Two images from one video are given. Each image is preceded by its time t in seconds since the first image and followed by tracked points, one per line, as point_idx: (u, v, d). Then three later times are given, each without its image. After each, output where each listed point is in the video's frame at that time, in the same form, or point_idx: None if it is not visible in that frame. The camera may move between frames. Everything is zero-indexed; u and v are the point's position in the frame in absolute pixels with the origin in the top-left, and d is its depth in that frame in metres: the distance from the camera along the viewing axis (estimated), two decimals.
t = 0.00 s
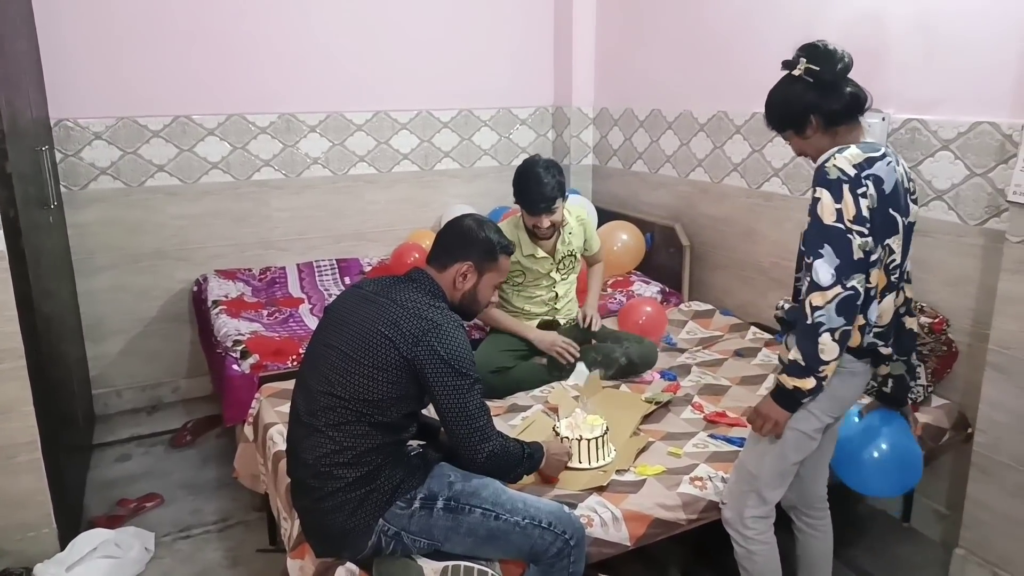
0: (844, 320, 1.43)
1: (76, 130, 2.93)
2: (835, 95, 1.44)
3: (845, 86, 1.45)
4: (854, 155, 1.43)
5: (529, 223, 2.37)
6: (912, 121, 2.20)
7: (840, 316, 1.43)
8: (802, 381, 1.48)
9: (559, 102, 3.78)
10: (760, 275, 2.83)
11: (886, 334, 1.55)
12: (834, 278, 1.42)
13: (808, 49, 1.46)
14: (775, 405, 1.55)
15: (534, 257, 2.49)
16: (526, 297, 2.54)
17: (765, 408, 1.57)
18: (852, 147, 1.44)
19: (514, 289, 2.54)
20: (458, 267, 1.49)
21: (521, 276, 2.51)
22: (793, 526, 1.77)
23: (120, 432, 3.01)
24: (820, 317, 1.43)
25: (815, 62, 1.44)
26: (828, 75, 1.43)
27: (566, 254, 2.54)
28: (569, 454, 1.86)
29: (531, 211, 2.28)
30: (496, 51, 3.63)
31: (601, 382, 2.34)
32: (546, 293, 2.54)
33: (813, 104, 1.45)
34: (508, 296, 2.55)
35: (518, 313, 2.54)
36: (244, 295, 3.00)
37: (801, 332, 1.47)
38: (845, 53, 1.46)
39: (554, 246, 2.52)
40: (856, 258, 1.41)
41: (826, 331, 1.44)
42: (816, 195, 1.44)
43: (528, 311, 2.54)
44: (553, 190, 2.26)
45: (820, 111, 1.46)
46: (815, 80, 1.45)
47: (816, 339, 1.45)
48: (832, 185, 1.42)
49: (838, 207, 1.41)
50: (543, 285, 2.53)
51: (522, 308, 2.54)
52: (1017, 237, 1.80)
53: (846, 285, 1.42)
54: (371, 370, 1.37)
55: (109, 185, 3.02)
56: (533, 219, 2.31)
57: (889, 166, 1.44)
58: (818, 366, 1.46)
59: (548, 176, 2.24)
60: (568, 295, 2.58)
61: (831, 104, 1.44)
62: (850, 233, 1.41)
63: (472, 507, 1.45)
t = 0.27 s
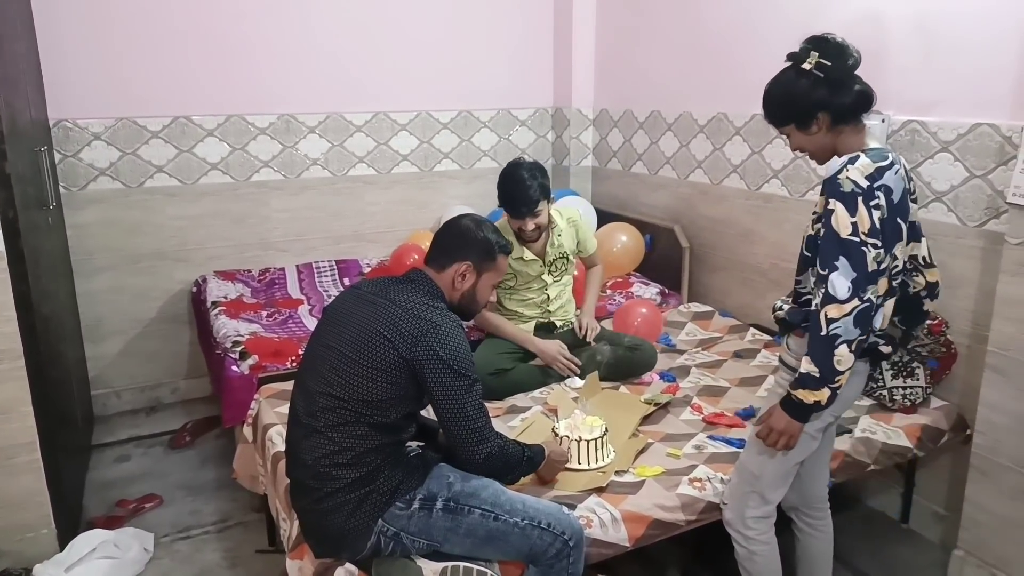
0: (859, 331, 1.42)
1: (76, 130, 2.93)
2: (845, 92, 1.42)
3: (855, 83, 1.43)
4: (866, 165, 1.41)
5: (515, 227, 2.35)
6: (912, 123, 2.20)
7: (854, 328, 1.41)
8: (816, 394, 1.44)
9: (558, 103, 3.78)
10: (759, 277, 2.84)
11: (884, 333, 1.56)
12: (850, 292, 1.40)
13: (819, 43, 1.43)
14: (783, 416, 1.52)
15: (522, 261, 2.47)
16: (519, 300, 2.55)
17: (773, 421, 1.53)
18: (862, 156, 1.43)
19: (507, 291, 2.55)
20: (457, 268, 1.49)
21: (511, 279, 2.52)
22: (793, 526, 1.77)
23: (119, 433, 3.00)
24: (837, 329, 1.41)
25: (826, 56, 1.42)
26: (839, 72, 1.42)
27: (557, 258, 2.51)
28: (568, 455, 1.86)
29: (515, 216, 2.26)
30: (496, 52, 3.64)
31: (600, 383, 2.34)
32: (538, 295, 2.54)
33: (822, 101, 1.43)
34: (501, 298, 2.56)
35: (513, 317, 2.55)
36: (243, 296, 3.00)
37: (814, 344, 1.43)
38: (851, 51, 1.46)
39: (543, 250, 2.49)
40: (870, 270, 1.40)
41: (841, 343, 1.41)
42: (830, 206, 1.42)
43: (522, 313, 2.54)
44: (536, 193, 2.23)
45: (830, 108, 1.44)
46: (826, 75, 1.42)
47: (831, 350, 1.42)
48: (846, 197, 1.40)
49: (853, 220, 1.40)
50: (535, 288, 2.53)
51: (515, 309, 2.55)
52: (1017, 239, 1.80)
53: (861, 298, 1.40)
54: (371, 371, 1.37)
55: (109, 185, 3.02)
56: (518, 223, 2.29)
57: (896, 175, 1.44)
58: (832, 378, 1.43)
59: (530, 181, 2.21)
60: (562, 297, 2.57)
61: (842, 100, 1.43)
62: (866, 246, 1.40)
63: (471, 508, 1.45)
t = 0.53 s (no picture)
0: (854, 339, 1.41)
1: (75, 129, 2.93)
2: (856, 93, 1.42)
3: (865, 85, 1.43)
4: (873, 174, 1.41)
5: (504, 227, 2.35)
6: (911, 125, 2.20)
7: (849, 336, 1.41)
8: (806, 400, 1.45)
9: (558, 104, 3.78)
10: (758, 278, 2.84)
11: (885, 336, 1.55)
12: (847, 300, 1.40)
13: (832, 42, 1.42)
14: (777, 423, 1.52)
15: (512, 261, 2.48)
16: (513, 300, 2.55)
17: (767, 428, 1.54)
18: (870, 164, 1.42)
19: (500, 292, 2.56)
20: (457, 267, 1.49)
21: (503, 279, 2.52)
22: (792, 528, 1.77)
23: (117, 433, 3.00)
24: (830, 336, 1.41)
25: (840, 55, 1.41)
26: (851, 72, 1.41)
27: (548, 256, 2.51)
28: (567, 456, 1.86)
29: (503, 215, 2.27)
30: (496, 52, 3.64)
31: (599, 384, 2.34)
32: (531, 295, 2.53)
33: (834, 102, 1.43)
34: (495, 300, 2.56)
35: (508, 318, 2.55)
36: (242, 295, 3.00)
37: (807, 349, 1.44)
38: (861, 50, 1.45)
39: (534, 248, 2.49)
40: (869, 280, 1.40)
41: (835, 350, 1.41)
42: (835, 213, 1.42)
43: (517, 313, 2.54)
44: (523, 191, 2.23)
45: (840, 109, 1.43)
46: (839, 76, 1.41)
47: (824, 356, 1.42)
48: (852, 206, 1.39)
49: (857, 229, 1.39)
50: (527, 288, 2.53)
51: (509, 310, 2.55)
52: (1016, 242, 1.80)
53: (858, 307, 1.40)
54: (370, 371, 1.37)
55: (108, 185, 3.02)
56: (507, 221, 2.29)
57: (904, 185, 1.43)
58: (825, 383, 1.43)
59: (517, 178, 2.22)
60: (555, 296, 2.56)
61: (853, 101, 1.42)
62: (867, 256, 1.39)
63: (469, 508, 1.45)
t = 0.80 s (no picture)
0: (857, 340, 1.41)
1: (75, 130, 2.93)
2: (863, 90, 1.43)
3: (872, 82, 1.43)
4: (877, 174, 1.41)
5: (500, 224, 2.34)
6: (911, 126, 2.20)
7: (853, 336, 1.41)
8: (808, 401, 1.45)
9: (558, 105, 3.79)
10: (758, 279, 2.84)
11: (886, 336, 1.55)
12: (851, 301, 1.40)
13: (841, 36, 1.43)
14: (778, 425, 1.52)
15: (509, 260, 2.46)
16: (510, 299, 2.54)
17: (768, 429, 1.54)
18: (874, 164, 1.43)
19: (496, 291, 2.55)
20: (457, 265, 1.49)
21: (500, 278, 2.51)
22: (791, 528, 1.77)
23: (116, 433, 3.00)
24: (833, 336, 1.41)
25: (850, 50, 1.42)
26: (859, 68, 1.42)
27: (545, 255, 2.51)
28: (567, 456, 1.86)
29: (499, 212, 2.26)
30: (496, 53, 3.64)
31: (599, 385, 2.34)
32: (528, 294, 2.53)
33: (842, 97, 1.43)
34: (491, 298, 2.55)
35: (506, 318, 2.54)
36: (242, 296, 2.99)
37: (810, 351, 1.44)
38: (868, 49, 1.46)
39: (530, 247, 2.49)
40: (872, 281, 1.40)
41: (838, 350, 1.41)
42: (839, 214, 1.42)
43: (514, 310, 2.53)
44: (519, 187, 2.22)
45: (848, 103, 1.43)
46: (848, 71, 1.42)
47: (827, 357, 1.42)
48: (856, 206, 1.40)
49: (861, 230, 1.39)
50: (524, 286, 2.52)
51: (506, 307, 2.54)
52: (1015, 242, 1.80)
53: (862, 308, 1.40)
54: (370, 371, 1.37)
55: (108, 185, 3.01)
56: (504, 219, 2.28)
57: (906, 185, 1.44)
58: (827, 384, 1.43)
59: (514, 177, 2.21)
60: (552, 295, 2.56)
61: (861, 97, 1.43)
62: (870, 257, 1.39)
63: (469, 509, 1.45)
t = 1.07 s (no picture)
0: (859, 339, 1.42)
1: (76, 130, 2.94)
2: (863, 86, 1.43)
3: (872, 78, 1.44)
4: (877, 172, 1.41)
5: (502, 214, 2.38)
6: (912, 125, 2.20)
7: (855, 336, 1.41)
8: (810, 401, 1.45)
9: (558, 104, 3.78)
10: (758, 278, 2.84)
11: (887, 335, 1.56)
12: (853, 300, 1.40)
13: (840, 32, 1.42)
14: (780, 425, 1.52)
15: (510, 253, 2.48)
16: (510, 294, 2.55)
17: (771, 430, 1.54)
18: (873, 162, 1.43)
19: (497, 285, 2.56)
20: (459, 263, 1.49)
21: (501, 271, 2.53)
22: (792, 528, 1.77)
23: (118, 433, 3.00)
24: (836, 336, 1.41)
25: (849, 46, 1.41)
26: (859, 64, 1.42)
27: (546, 250, 2.53)
28: (568, 456, 1.86)
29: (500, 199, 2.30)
30: (496, 52, 3.64)
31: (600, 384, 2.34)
32: (528, 288, 2.54)
33: (842, 94, 1.43)
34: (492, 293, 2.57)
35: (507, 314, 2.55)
36: (243, 295, 3.00)
37: (813, 351, 1.44)
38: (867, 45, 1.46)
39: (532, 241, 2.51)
40: (873, 280, 1.40)
41: (840, 350, 1.42)
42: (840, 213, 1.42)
43: (514, 305, 2.55)
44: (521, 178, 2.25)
45: (848, 100, 1.43)
46: (847, 68, 1.42)
47: (829, 357, 1.42)
48: (857, 205, 1.40)
49: (862, 228, 1.39)
50: (525, 281, 2.53)
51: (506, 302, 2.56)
52: (1017, 241, 1.80)
53: (863, 307, 1.40)
54: (371, 370, 1.37)
55: (109, 185, 3.02)
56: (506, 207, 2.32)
57: (905, 182, 1.44)
58: (830, 384, 1.43)
59: (518, 167, 2.24)
60: (552, 291, 2.57)
61: (860, 94, 1.43)
62: (871, 255, 1.39)
63: (471, 508, 1.45)
